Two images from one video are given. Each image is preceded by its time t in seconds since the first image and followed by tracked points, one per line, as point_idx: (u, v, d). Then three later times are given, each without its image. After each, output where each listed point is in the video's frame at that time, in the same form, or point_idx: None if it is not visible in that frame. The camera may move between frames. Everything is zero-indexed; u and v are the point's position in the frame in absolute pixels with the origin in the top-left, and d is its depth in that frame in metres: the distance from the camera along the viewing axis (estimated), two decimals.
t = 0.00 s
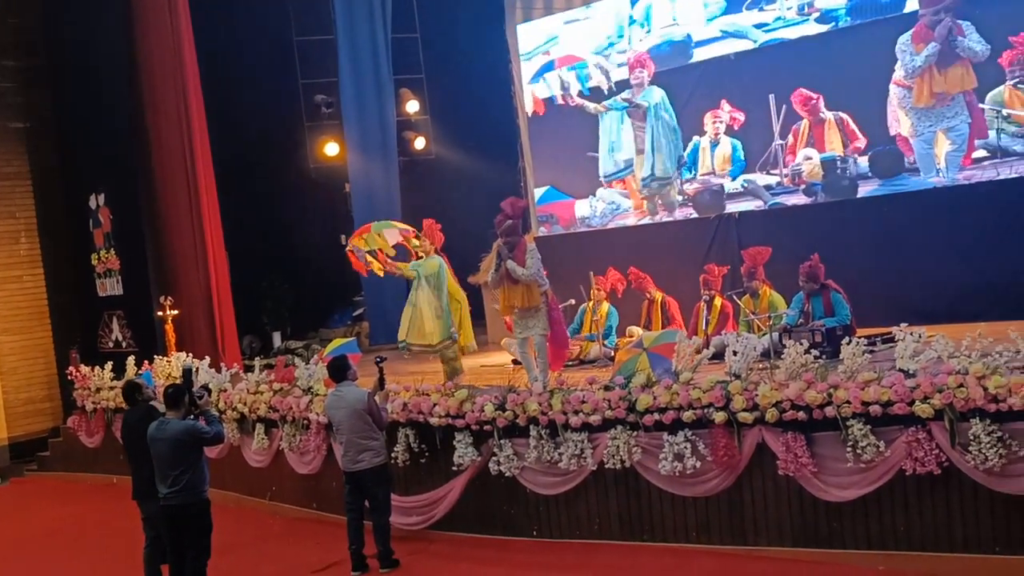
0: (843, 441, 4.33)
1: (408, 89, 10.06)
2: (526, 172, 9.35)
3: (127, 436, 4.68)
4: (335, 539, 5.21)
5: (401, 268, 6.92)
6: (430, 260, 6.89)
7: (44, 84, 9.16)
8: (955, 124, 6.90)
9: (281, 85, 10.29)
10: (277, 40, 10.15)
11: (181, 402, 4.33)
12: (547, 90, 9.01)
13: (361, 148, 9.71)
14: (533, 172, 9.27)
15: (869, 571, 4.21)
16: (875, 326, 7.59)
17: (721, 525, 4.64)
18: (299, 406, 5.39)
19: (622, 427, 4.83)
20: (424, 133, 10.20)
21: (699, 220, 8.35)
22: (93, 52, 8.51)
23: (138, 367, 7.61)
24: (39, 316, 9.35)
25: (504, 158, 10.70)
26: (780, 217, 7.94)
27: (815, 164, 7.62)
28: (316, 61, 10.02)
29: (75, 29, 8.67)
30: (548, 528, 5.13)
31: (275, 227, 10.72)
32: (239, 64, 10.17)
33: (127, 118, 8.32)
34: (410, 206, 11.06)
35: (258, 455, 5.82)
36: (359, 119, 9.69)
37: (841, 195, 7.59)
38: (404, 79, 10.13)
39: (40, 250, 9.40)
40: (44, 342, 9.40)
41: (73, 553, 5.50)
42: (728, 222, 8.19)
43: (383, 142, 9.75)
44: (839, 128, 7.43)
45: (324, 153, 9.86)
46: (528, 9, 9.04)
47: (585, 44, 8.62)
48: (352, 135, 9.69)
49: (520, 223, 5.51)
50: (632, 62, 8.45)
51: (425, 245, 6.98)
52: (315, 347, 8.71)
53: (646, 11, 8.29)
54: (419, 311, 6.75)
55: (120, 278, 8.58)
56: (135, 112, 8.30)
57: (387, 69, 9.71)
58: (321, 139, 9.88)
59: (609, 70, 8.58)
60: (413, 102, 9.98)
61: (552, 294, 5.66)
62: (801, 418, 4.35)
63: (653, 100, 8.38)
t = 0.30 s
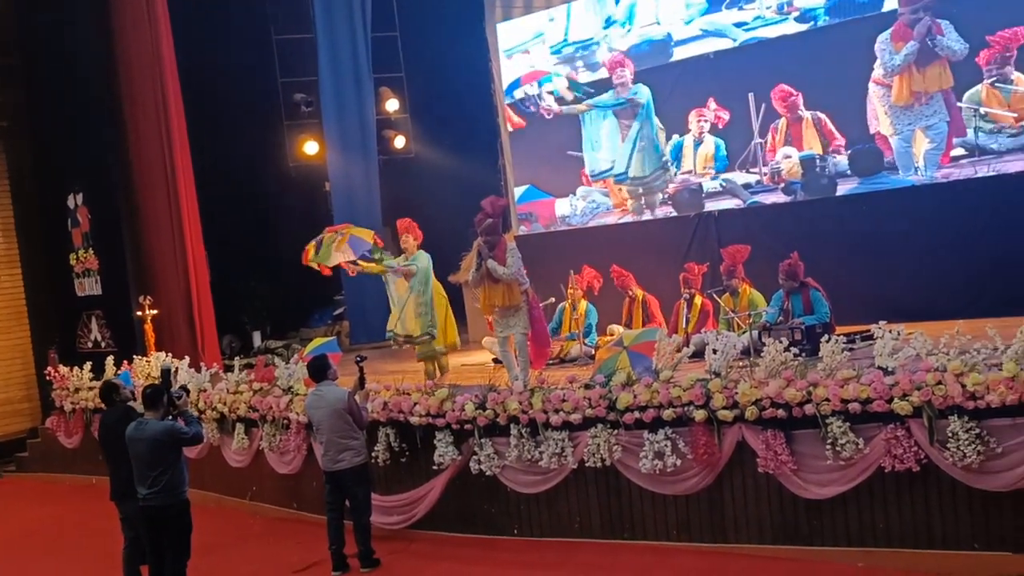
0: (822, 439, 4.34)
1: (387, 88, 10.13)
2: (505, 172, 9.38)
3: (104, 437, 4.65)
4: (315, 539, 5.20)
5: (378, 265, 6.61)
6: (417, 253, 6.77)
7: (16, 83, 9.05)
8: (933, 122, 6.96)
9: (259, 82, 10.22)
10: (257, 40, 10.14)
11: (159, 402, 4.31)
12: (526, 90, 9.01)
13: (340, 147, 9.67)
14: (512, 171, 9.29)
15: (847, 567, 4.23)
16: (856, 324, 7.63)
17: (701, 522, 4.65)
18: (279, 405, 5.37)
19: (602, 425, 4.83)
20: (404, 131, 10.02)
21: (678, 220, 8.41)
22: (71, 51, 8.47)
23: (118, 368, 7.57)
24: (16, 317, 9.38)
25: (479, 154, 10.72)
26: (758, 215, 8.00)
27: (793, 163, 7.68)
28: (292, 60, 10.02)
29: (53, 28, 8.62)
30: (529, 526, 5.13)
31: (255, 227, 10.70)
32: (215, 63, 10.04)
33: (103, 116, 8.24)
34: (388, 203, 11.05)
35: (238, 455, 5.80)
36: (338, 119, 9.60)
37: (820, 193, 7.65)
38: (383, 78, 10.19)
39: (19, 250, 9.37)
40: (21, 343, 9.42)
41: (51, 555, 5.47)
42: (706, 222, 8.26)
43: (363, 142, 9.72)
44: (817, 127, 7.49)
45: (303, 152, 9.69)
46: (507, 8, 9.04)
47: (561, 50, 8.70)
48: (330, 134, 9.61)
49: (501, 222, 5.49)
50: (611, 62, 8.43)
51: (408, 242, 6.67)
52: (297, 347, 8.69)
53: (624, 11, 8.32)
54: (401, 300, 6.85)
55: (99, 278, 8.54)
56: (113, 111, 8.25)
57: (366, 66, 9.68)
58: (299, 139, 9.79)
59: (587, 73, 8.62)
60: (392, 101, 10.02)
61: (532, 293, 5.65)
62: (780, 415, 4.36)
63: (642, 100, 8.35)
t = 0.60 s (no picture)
0: (801, 436, 4.35)
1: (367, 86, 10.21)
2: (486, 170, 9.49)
3: (80, 436, 4.63)
4: (293, 539, 5.18)
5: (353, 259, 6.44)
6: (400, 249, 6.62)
7: None
8: (913, 121, 7.04)
9: (238, 78, 10.19)
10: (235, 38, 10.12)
11: (136, 402, 4.29)
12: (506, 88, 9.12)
13: (320, 145, 9.89)
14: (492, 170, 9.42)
15: (825, 565, 4.24)
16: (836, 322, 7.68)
17: (681, 520, 4.65)
18: (258, 405, 5.35)
19: (582, 424, 4.83)
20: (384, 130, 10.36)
21: (658, 218, 8.56)
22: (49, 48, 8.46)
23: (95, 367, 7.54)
24: None
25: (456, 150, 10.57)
26: (736, 214, 8.15)
27: (773, 161, 7.81)
28: (271, 58, 10.05)
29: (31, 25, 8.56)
30: (509, 525, 5.13)
31: (233, 223, 10.61)
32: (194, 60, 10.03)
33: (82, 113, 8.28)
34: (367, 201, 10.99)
35: (217, 454, 5.78)
36: (318, 117, 9.87)
37: (800, 191, 7.78)
38: (362, 77, 10.31)
39: None
40: None
41: (27, 556, 5.43)
42: (685, 220, 8.42)
43: (342, 139, 9.97)
44: (797, 126, 7.61)
45: (282, 150, 9.97)
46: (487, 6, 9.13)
47: (539, 51, 8.83)
48: (311, 132, 9.90)
49: (481, 220, 5.48)
50: (593, 61, 8.52)
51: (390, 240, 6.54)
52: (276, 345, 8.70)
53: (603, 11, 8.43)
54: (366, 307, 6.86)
55: (76, 277, 8.49)
56: (91, 108, 8.28)
57: (346, 67, 9.92)
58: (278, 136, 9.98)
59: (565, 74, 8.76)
60: (372, 100, 10.17)
61: (513, 291, 5.65)
62: (759, 414, 4.37)
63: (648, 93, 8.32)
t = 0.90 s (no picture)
0: (775, 434, 4.35)
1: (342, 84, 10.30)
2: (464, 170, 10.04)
3: (53, 436, 4.60)
4: (268, 538, 5.17)
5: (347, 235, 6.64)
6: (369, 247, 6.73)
7: None
8: (886, 120, 7.44)
9: (213, 73, 10.14)
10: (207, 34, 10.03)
11: (109, 402, 4.27)
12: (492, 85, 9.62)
13: (293, 144, 10.09)
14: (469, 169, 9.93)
15: (801, 562, 4.25)
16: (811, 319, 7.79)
17: (656, 518, 4.66)
18: (233, 404, 5.33)
19: (558, 422, 4.83)
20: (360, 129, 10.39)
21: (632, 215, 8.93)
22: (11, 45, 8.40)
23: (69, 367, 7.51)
24: None
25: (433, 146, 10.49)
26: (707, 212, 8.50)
27: (748, 159, 8.18)
28: (247, 54, 10.23)
29: None
30: (485, 524, 5.14)
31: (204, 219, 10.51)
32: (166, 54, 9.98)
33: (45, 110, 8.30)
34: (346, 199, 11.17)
35: (192, 454, 5.75)
36: (293, 118, 10.02)
37: (775, 189, 8.15)
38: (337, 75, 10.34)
39: None
40: None
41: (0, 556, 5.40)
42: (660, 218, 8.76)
43: (316, 137, 10.08)
44: (773, 124, 7.98)
45: (258, 149, 10.20)
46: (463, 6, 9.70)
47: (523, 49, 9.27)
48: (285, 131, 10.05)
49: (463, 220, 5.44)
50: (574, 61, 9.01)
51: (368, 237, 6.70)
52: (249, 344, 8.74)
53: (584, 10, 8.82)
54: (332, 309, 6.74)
55: (49, 277, 8.45)
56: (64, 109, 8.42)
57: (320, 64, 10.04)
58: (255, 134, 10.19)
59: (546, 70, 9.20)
60: (347, 98, 10.21)
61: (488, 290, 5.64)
62: (734, 411, 4.38)
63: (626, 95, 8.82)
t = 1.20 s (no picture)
0: (749, 433, 4.36)
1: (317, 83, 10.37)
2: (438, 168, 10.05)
3: (25, 436, 4.57)
4: (241, 539, 5.16)
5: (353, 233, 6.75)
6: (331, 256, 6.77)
7: None
8: (857, 121, 7.56)
9: (184, 73, 10.12)
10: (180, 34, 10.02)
11: (80, 403, 4.23)
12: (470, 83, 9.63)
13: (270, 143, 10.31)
14: (444, 167, 9.97)
15: (775, 560, 4.26)
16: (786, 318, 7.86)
17: (631, 516, 4.68)
18: (207, 404, 5.31)
19: (532, 421, 4.83)
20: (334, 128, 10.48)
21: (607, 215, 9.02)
22: None
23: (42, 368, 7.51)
24: None
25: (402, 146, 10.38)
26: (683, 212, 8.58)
27: (723, 159, 8.25)
28: (221, 52, 10.22)
29: None
30: (460, 524, 5.14)
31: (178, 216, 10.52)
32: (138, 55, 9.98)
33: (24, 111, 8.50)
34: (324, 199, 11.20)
35: (165, 455, 5.74)
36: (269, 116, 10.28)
37: (748, 189, 8.23)
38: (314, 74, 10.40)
39: None
40: None
41: None
42: (636, 218, 8.84)
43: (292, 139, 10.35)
44: (746, 125, 8.07)
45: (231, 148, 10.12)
46: (439, 5, 9.72)
47: (499, 48, 9.36)
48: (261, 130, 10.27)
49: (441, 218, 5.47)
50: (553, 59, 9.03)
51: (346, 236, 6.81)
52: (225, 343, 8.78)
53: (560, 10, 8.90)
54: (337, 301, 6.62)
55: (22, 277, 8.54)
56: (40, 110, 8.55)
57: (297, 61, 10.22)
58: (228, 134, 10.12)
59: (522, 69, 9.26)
60: (323, 97, 10.25)
61: (462, 290, 5.62)
62: (708, 410, 4.37)
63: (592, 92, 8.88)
